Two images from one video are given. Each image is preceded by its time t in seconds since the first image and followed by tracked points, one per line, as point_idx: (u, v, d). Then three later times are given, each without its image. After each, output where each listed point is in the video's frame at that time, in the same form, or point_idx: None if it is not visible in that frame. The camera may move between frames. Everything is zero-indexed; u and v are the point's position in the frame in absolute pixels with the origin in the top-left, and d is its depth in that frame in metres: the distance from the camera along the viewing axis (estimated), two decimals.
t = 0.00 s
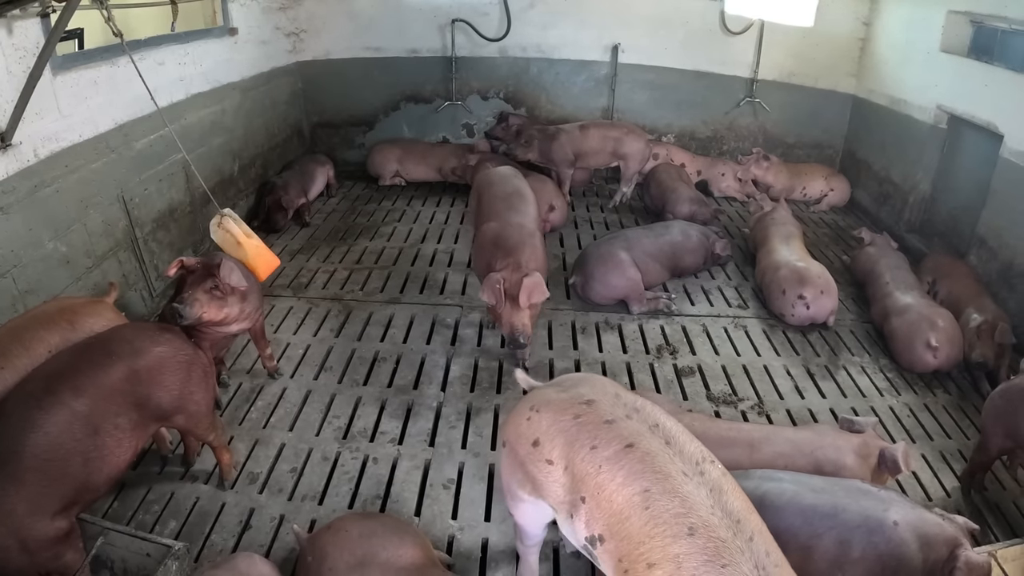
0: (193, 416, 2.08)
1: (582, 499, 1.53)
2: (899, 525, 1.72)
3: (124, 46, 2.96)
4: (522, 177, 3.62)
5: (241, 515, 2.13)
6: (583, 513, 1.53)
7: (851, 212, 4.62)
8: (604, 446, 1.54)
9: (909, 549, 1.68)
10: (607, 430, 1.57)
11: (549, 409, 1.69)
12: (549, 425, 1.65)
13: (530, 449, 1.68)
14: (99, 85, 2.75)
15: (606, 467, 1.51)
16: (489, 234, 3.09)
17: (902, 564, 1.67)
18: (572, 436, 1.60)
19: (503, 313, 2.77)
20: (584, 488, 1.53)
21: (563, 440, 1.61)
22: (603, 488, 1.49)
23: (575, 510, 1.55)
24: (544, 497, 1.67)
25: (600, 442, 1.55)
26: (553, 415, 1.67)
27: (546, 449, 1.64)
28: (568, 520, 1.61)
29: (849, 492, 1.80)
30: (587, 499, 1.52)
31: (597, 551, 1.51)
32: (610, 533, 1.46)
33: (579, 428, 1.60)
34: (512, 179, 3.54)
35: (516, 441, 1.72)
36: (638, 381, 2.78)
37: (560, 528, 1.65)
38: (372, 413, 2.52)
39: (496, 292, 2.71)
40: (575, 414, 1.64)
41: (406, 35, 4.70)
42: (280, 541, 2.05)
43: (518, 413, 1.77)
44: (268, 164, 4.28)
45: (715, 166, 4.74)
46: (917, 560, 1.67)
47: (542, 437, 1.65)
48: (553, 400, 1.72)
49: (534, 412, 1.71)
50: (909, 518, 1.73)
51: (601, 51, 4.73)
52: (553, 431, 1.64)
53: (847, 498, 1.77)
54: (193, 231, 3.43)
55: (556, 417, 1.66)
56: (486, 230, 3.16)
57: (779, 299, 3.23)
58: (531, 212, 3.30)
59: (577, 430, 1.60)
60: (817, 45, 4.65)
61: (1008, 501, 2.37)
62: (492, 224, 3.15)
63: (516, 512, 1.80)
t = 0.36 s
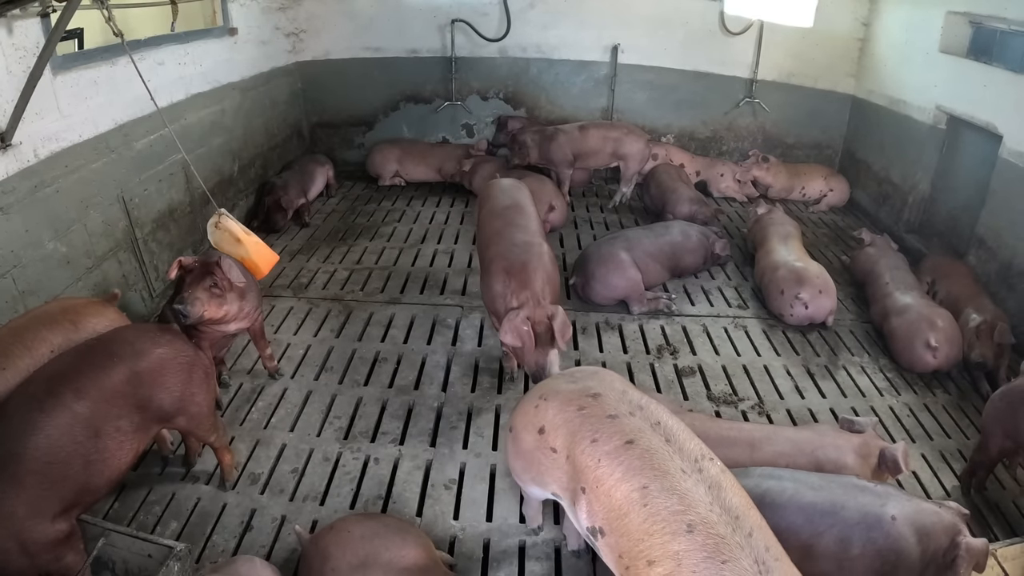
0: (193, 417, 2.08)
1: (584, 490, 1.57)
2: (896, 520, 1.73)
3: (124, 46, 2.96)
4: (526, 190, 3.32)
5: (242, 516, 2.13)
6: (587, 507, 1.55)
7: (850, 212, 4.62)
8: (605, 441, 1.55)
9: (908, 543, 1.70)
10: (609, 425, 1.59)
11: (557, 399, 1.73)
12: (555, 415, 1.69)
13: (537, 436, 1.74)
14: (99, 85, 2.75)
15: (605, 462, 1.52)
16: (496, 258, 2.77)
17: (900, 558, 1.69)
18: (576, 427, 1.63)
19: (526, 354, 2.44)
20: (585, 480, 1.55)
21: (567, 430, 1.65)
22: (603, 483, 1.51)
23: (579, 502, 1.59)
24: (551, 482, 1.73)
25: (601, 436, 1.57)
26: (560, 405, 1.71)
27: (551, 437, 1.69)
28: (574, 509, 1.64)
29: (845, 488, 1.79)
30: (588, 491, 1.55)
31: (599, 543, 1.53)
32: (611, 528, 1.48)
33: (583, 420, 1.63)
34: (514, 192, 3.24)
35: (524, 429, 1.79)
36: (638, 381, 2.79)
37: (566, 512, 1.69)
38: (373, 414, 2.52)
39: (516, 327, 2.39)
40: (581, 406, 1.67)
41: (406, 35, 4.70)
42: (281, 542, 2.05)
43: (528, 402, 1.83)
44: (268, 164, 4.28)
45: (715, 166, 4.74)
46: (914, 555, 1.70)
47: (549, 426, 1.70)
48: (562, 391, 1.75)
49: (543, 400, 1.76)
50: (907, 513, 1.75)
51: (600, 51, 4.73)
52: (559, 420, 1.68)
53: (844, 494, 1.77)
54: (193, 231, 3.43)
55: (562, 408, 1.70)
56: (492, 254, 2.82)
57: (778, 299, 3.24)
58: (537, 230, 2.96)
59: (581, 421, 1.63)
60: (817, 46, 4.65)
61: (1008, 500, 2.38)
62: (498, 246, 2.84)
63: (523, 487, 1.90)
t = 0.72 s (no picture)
0: (190, 417, 2.07)
1: (578, 489, 1.57)
2: (897, 515, 1.74)
3: (121, 45, 2.95)
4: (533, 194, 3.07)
5: (240, 517, 2.12)
6: (581, 507, 1.55)
7: (848, 211, 4.62)
8: (600, 441, 1.56)
9: (909, 536, 1.72)
10: (605, 425, 1.59)
11: (554, 395, 1.72)
12: (551, 412, 1.69)
13: (531, 430, 1.74)
14: (96, 84, 2.74)
15: (601, 462, 1.52)
16: (517, 276, 2.50)
17: (902, 552, 1.70)
18: (572, 426, 1.63)
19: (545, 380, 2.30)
20: (579, 479, 1.56)
21: (562, 427, 1.65)
22: (598, 483, 1.51)
23: (573, 501, 1.59)
24: (545, 477, 1.74)
25: (596, 435, 1.57)
26: (557, 401, 1.71)
27: (546, 433, 1.68)
28: (568, 507, 1.64)
29: (843, 486, 1.79)
30: (582, 491, 1.55)
31: (594, 542, 1.53)
32: (606, 528, 1.48)
33: (579, 418, 1.63)
34: (523, 198, 2.95)
35: (520, 421, 1.78)
36: (637, 380, 2.78)
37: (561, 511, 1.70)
38: (371, 414, 2.51)
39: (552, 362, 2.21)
40: (577, 404, 1.67)
41: (403, 35, 4.69)
42: (280, 543, 2.05)
43: (525, 393, 1.82)
44: (265, 163, 4.27)
45: (713, 165, 4.73)
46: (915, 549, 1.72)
47: (544, 422, 1.70)
48: (559, 387, 1.75)
49: (539, 395, 1.76)
50: (906, 508, 1.76)
51: (598, 51, 4.73)
52: (555, 417, 1.68)
53: (842, 491, 1.77)
54: (190, 231, 3.42)
55: (558, 405, 1.70)
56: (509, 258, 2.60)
57: (777, 297, 3.24)
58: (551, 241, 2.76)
59: (577, 420, 1.63)
60: (814, 45, 4.65)
61: (1008, 498, 2.37)
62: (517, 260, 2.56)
63: (517, 476, 1.90)
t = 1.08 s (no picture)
0: (188, 420, 2.07)
1: (578, 492, 1.57)
2: (891, 513, 1.74)
3: (117, 47, 2.95)
4: (538, 201, 2.98)
5: (237, 519, 2.12)
6: (580, 509, 1.56)
7: (844, 211, 4.64)
8: (601, 445, 1.56)
9: (902, 534, 1.73)
10: (607, 429, 1.59)
11: (557, 396, 1.72)
12: (554, 413, 1.69)
13: (533, 431, 1.74)
14: (91, 86, 2.74)
15: (601, 466, 1.53)
16: (528, 289, 2.46)
17: (895, 549, 1.71)
18: (574, 429, 1.63)
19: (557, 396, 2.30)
20: (579, 481, 1.56)
21: (564, 430, 1.65)
22: (598, 486, 1.51)
23: (573, 503, 1.59)
24: (546, 477, 1.74)
25: (598, 439, 1.58)
26: (560, 403, 1.71)
27: (548, 434, 1.69)
28: (568, 508, 1.64)
29: (838, 482, 1.80)
30: (582, 493, 1.55)
31: (593, 544, 1.54)
32: (605, 530, 1.48)
33: (581, 421, 1.63)
34: (530, 205, 2.87)
35: (522, 422, 1.78)
36: (633, 380, 2.79)
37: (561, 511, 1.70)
38: (367, 415, 2.51)
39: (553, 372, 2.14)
40: (580, 407, 1.66)
41: (399, 36, 4.69)
42: (277, 544, 2.05)
43: (527, 393, 1.82)
44: (261, 165, 4.27)
45: (708, 165, 4.74)
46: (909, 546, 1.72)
47: (546, 423, 1.69)
48: (562, 388, 1.75)
49: (542, 396, 1.75)
50: (900, 506, 1.76)
51: (594, 52, 4.74)
52: (557, 419, 1.68)
53: (837, 487, 1.77)
54: (186, 232, 3.42)
55: (561, 406, 1.69)
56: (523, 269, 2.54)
57: (772, 297, 3.25)
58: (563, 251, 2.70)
59: (579, 423, 1.63)
60: (810, 45, 4.66)
61: (1003, 497, 2.39)
62: (528, 275, 2.50)
63: (516, 474, 1.92)
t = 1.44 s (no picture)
0: (182, 420, 2.08)
1: (573, 489, 1.58)
2: (879, 513, 1.74)
3: (112, 49, 2.95)
4: (538, 204, 2.99)
5: (232, 520, 2.13)
6: (576, 505, 1.57)
7: (838, 210, 4.66)
8: (596, 442, 1.57)
9: (887, 535, 1.71)
10: (603, 427, 1.59)
11: (552, 394, 1.73)
12: (549, 412, 1.69)
13: (528, 429, 1.74)
14: (86, 88, 2.74)
15: (597, 463, 1.54)
16: (524, 292, 2.47)
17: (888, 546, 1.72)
18: (569, 427, 1.64)
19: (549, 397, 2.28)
20: (575, 479, 1.57)
21: (559, 428, 1.65)
22: (593, 483, 1.53)
23: (569, 500, 1.60)
24: (541, 474, 1.75)
25: (593, 437, 1.59)
26: (555, 401, 1.71)
27: (544, 432, 1.69)
28: (563, 504, 1.65)
29: (831, 479, 1.81)
30: (578, 490, 1.56)
31: (589, 540, 1.55)
32: (601, 527, 1.50)
33: (577, 420, 1.64)
34: (531, 207, 2.89)
35: (517, 419, 1.78)
36: (627, 380, 2.80)
37: (557, 507, 1.71)
38: (362, 416, 2.52)
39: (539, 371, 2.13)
40: (575, 405, 1.67)
41: (394, 36, 4.69)
42: (272, 545, 2.06)
43: (522, 391, 1.82)
44: (256, 166, 4.27)
45: (703, 165, 4.75)
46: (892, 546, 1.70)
47: (542, 421, 1.70)
48: (557, 385, 1.75)
49: (537, 393, 1.76)
50: (889, 507, 1.75)
51: (588, 51, 4.75)
52: (553, 417, 1.69)
53: (827, 485, 1.79)
54: (181, 233, 3.42)
55: (556, 404, 1.70)
56: (521, 270, 2.55)
57: (766, 296, 3.26)
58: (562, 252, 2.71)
59: (574, 421, 1.63)
60: (804, 45, 4.68)
61: (997, 495, 2.40)
62: (524, 279, 2.51)
63: (511, 472, 1.93)
